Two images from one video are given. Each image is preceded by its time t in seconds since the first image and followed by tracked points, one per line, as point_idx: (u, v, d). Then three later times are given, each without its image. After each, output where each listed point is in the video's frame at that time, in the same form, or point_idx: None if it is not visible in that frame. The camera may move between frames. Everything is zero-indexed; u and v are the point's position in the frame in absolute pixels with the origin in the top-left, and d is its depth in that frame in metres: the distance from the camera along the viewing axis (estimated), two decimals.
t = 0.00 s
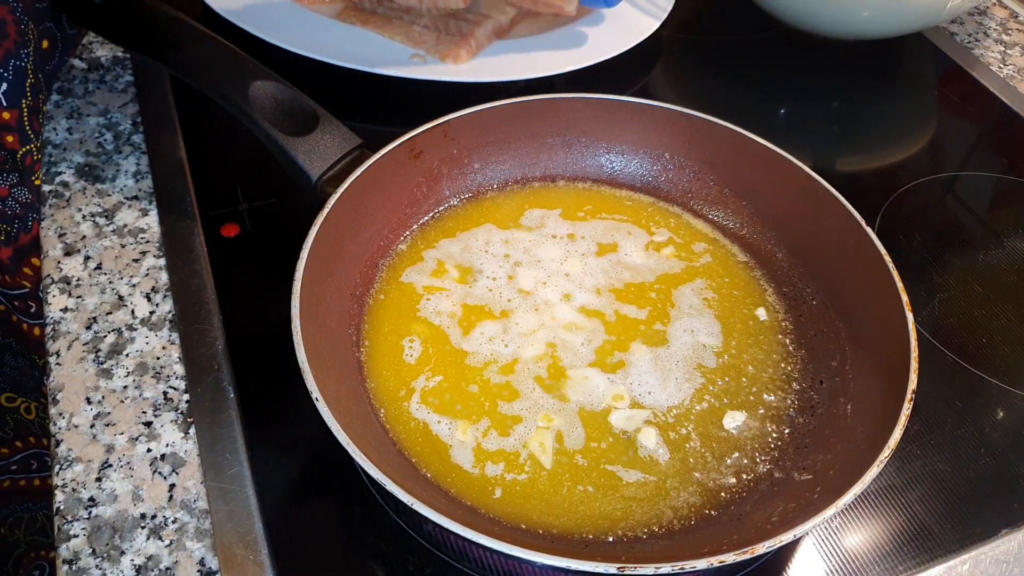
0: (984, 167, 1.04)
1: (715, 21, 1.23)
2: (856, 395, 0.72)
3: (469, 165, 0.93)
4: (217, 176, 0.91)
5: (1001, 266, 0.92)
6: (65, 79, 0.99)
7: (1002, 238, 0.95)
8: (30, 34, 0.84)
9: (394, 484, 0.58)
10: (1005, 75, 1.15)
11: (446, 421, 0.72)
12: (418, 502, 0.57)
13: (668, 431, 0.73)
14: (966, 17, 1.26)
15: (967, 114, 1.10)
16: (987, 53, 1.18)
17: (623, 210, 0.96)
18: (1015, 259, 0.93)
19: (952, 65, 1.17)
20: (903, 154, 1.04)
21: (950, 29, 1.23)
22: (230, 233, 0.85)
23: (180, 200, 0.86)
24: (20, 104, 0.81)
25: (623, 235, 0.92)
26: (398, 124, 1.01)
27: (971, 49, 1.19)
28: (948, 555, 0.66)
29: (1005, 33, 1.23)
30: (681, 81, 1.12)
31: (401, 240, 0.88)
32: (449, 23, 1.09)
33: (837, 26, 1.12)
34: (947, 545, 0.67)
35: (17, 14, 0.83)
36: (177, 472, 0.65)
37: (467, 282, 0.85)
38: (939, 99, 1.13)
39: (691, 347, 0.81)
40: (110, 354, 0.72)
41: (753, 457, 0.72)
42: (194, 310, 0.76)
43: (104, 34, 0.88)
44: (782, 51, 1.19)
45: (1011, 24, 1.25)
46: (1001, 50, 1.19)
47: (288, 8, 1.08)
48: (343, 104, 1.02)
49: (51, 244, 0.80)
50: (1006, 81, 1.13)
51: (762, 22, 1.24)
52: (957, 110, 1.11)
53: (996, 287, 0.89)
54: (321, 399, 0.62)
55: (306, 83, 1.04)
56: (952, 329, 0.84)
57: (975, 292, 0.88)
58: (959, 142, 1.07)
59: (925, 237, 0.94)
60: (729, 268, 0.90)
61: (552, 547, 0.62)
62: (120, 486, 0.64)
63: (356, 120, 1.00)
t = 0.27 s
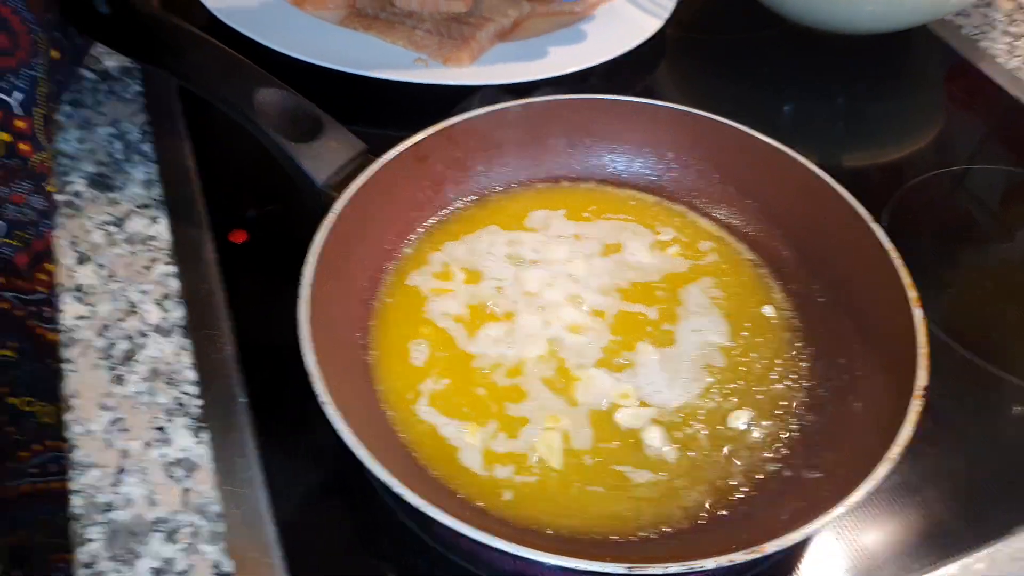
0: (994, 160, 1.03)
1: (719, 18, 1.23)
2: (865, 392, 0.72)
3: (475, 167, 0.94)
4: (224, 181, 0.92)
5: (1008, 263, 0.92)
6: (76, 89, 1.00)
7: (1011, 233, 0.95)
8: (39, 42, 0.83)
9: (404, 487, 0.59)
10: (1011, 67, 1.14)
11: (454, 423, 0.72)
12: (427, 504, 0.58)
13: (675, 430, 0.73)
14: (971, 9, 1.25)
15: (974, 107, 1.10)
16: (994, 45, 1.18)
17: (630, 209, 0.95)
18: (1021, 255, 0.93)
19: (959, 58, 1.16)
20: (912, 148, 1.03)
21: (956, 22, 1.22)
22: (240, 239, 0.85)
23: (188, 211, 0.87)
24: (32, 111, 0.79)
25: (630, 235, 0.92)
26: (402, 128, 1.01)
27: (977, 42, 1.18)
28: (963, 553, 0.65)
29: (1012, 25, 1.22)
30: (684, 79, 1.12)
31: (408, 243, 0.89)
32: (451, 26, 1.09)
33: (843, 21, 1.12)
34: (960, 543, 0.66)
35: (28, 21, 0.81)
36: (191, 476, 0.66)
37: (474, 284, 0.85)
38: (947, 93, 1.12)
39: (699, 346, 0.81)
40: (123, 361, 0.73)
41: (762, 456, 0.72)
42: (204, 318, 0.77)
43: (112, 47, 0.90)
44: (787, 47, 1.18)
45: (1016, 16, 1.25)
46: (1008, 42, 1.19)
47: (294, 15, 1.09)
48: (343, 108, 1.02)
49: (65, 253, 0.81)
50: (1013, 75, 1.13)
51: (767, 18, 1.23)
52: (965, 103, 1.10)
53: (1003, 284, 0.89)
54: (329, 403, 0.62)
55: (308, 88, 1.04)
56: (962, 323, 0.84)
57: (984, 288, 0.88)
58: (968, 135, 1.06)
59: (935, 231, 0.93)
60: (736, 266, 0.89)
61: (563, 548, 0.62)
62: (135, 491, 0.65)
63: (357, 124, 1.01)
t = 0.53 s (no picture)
0: None
1: (746, 17, 1.23)
2: (897, 389, 0.71)
3: (503, 171, 0.94)
4: (260, 190, 0.94)
5: None
6: (117, 102, 1.03)
7: None
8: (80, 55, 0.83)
9: (436, 487, 0.60)
10: None
11: (486, 424, 0.73)
12: (459, 504, 0.58)
13: (703, 429, 0.73)
14: None
15: (1009, 100, 1.08)
16: None
17: (658, 210, 0.96)
18: None
19: (993, 51, 1.14)
20: (945, 143, 1.02)
21: (990, 14, 1.20)
22: (275, 246, 0.87)
23: (225, 217, 0.89)
24: (77, 127, 0.81)
25: (658, 236, 0.92)
26: (431, 134, 1.02)
27: (1012, 34, 1.16)
28: (996, 551, 0.66)
29: None
30: (712, 79, 1.12)
31: (439, 247, 0.90)
32: (480, 33, 1.11)
33: (872, 17, 1.11)
34: (998, 540, 0.67)
35: (69, 34, 0.80)
36: (229, 479, 0.68)
37: (504, 287, 0.86)
38: (981, 86, 1.10)
39: (730, 345, 0.81)
40: (164, 366, 0.75)
41: (794, 455, 0.71)
42: (242, 322, 0.78)
43: (147, 57, 0.91)
44: (816, 44, 1.18)
45: None
46: None
47: (324, 25, 1.11)
48: (371, 115, 1.04)
49: (107, 262, 0.84)
50: None
51: (795, 16, 1.22)
52: (999, 97, 1.08)
53: None
54: (364, 405, 0.63)
55: (338, 97, 1.06)
56: (999, 320, 0.83)
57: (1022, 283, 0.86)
58: (1003, 129, 1.04)
59: (971, 227, 0.92)
60: (765, 265, 0.89)
61: (595, 546, 0.62)
62: (176, 493, 0.67)
63: (386, 131, 1.02)
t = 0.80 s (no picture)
0: None
1: (743, 19, 1.23)
2: (892, 388, 0.72)
3: (500, 173, 0.95)
4: (259, 193, 0.95)
5: None
6: (116, 107, 1.03)
7: None
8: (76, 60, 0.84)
9: (433, 487, 0.60)
10: None
11: (484, 425, 0.73)
12: (456, 504, 0.58)
13: (699, 428, 0.73)
14: None
15: (1005, 100, 1.08)
16: None
17: (655, 211, 0.96)
18: None
19: (989, 52, 1.15)
20: (941, 143, 1.02)
21: (986, 14, 1.20)
22: (274, 249, 0.88)
23: (224, 220, 0.89)
24: (74, 131, 0.81)
25: (655, 237, 0.93)
26: (429, 137, 1.03)
27: (1007, 34, 1.16)
28: (993, 549, 0.66)
29: None
30: (709, 81, 1.12)
31: (436, 249, 0.90)
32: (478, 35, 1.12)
33: (868, 18, 1.11)
34: (996, 537, 0.67)
35: (64, 40, 0.81)
36: (227, 481, 0.68)
37: (501, 289, 0.86)
38: (977, 87, 1.11)
39: (727, 345, 0.81)
40: (162, 369, 0.75)
41: (790, 454, 0.72)
42: (241, 325, 0.79)
43: (144, 61, 0.91)
44: (813, 46, 1.18)
45: None
46: None
47: (322, 29, 1.12)
48: (369, 118, 1.05)
49: (106, 266, 0.84)
50: None
51: (791, 18, 1.23)
52: (995, 96, 1.09)
53: None
54: (360, 407, 0.64)
55: (336, 100, 1.07)
56: (995, 319, 0.83)
57: (1018, 282, 0.87)
58: (1000, 129, 1.04)
59: (968, 227, 0.92)
60: (761, 265, 0.90)
61: (592, 546, 0.62)
62: (174, 496, 0.67)
63: (384, 134, 1.03)
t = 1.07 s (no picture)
0: None
1: (741, 19, 1.23)
2: (890, 388, 0.72)
3: (499, 174, 0.95)
4: (257, 195, 0.95)
5: None
6: (114, 108, 1.03)
7: None
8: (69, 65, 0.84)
9: (431, 488, 0.60)
10: None
11: (482, 426, 0.73)
12: (454, 505, 0.58)
13: (696, 429, 0.73)
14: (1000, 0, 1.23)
15: (1003, 100, 1.08)
16: None
17: (653, 211, 0.96)
18: None
19: (987, 52, 1.14)
20: (940, 143, 1.02)
21: (984, 15, 1.20)
22: (273, 249, 0.88)
23: (223, 221, 0.89)
24: (69, 135, 0.82)
25: (654, 237, 0.93)
26: (427, 137, 1.03)
27: (1006, 34, 1.16)
28: (991, 548, 0.66)
29: None
30: (707, 81, 1.12)
31: (435, 250, 0.90)
32: (477, 36, 1.12)
33: (866, 18, 1.11)
34: (995, 537, 0.67)
35: (57, 44, 0.81)
36: (226, 482, 0.68)
37: (499, 290, 0.86)
38: (976, 86, 1.11)
39: (725, 345, 0.81)
40: (161, 370, 0.75)
41: (788, 454, 0.72)
42: (239, 326, 0.79)
43: (144, 63, 0.92)
44: (811, 46, 1.18)
45: None
46: None
47: (321, 30, 1.12)
48: (367, 119, 1.05)
49: (104, 267, 0.84)
50: None
51: (790, 19, 1.23)
52: (993, 96, 1.09)
53: None
54: (358, 407, 0.63)
55: (334, 101, 1.07)
56: (993, 319, 0.83)
57: (1017, 281, 0.87)
58: (998, 128, 1.04)
59: (966, 227, 0.92)
60: (760, 265, 0.90)
61: (590, 546, 0.62)
62: (173, 497, 0.67)
63: (382, 134, 1.03)
